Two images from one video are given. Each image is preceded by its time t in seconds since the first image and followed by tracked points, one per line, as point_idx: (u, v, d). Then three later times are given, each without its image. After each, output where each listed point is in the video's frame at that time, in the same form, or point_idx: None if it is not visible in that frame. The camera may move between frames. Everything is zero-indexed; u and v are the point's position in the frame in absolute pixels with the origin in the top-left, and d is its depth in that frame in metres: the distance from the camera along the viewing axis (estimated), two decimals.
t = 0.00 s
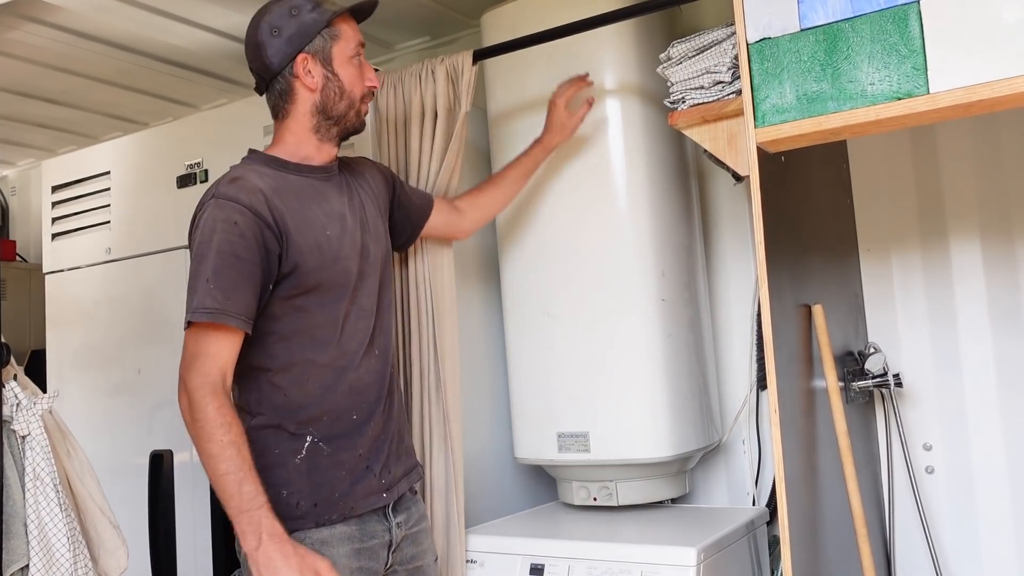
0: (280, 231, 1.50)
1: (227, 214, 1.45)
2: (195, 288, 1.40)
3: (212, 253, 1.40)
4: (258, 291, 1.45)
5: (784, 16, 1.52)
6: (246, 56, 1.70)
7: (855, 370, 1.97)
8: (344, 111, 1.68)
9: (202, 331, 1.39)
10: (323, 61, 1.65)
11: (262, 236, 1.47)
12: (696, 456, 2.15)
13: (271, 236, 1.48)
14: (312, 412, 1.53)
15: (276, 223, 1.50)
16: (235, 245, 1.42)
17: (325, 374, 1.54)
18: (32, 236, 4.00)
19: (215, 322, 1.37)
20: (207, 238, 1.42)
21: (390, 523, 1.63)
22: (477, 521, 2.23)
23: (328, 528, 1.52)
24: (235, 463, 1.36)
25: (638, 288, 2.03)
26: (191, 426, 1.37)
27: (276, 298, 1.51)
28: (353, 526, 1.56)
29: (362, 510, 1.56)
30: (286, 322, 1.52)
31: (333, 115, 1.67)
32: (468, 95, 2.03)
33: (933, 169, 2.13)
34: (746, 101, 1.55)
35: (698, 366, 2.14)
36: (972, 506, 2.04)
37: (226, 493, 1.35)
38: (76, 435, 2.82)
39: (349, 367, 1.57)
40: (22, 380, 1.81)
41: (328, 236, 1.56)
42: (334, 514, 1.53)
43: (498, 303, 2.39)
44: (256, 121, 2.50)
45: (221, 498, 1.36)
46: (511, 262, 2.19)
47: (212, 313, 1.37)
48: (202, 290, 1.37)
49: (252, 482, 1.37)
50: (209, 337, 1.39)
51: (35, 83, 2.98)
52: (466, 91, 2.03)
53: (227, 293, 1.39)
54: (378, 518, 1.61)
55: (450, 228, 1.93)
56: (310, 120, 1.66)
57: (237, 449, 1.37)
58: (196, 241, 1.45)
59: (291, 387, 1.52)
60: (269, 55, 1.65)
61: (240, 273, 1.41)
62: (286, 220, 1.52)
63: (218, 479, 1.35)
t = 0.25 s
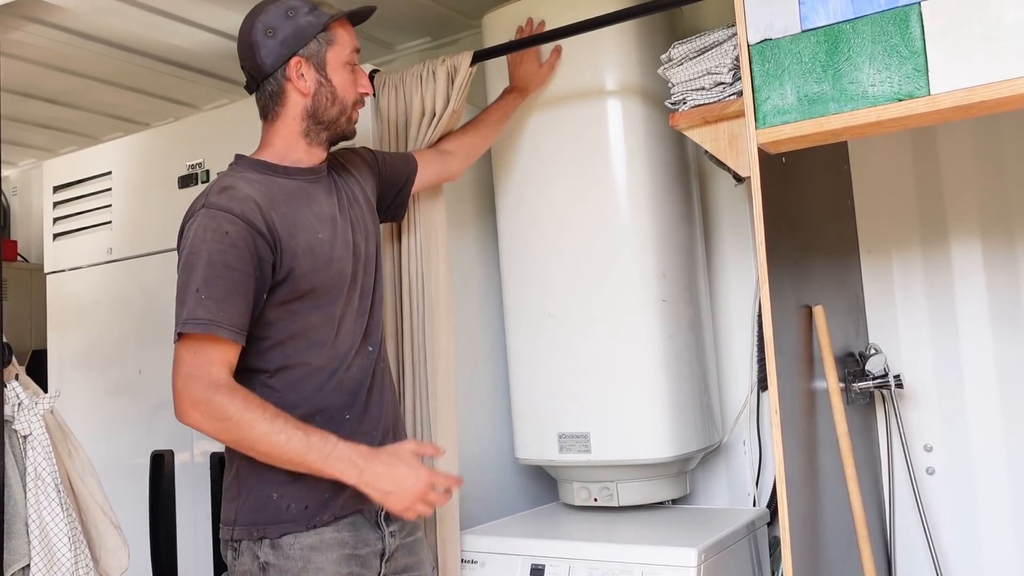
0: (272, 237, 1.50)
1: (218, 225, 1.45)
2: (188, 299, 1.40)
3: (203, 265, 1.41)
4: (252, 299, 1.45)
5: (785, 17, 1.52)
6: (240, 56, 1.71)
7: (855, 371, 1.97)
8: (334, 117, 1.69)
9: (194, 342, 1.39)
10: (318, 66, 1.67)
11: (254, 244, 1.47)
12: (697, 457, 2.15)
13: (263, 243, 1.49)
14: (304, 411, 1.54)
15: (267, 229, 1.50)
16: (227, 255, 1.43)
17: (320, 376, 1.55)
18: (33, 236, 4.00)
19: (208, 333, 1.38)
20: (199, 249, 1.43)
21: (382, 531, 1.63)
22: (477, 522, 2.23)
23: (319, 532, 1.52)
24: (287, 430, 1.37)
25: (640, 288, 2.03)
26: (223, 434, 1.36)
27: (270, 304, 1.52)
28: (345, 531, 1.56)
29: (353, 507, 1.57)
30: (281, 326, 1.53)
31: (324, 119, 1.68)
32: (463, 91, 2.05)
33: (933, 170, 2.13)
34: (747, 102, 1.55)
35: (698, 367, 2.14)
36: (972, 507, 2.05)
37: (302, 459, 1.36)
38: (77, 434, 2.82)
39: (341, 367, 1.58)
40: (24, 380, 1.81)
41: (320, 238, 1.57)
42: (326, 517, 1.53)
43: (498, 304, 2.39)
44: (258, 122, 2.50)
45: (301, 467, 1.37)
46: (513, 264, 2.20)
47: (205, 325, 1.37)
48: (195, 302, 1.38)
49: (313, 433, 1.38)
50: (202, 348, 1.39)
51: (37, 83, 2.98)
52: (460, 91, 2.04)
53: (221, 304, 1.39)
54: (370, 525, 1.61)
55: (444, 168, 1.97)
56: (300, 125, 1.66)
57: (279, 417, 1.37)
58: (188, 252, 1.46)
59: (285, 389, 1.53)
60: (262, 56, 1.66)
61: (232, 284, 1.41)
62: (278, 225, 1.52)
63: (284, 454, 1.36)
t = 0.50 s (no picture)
0: (282, 243, 1.52)
1: (231, 231, 1.46)
2: (204, 303, 1.42)
3: (220, 270, 1.43)
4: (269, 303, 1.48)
5: (786, 18, 1.52)
6: (265, 61, 1.70)
7: (857, 372, 1.97)
8: (344, 139, 1.67)
9: (219, 344, 1.42)
10: (337, 86, 1.65)
11: (266, 251, 1.49)
12: (699, 457, 2.15)
13: (275, 249, 1.51)
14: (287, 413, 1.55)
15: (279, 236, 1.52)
16: (242, 261, 1.45)
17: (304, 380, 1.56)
18: (35, 236, 4.01)
19: (229, 338, 1.41)
20: (213, 255, 1.44)
21: (364, 535, 1.61)
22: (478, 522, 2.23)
23: (293, 534, 1.51)
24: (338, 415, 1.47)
25: (641, 288, 2.04)
26: (273, 429, 1.43)
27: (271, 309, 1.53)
28: (323, 534, 1.55)
29: (330, 511, 1.56)
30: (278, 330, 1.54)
31: (335, 139, 1.66)
32: (463, 91, 2.04)
33: (935, 171, 2.13)
34: (749, 102, 1.55)
35: (700, 367, 2.14)
36: (974, 508, 2.04)
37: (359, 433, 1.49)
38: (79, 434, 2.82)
39: (330, 371, 1.60)
40: (25, 379, 1.81)
41: (325, 247, 1.58)
42: (301, 518, 1.53)
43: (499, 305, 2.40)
44: (259, 122, 2.50)
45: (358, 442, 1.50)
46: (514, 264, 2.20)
47: (226, 329, 1.40)
48: (217, 308, 1.40)
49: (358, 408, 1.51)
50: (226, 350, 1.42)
51: (39, 83, 2.98)
52: (461, 92, 2.04)
53: (240, 311, 1.42)
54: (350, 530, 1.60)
55: (450, 170, 1.99)
56: (312, 141, 1.65)
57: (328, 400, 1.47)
58: (199, 256, 1.47)
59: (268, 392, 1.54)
60: (286, 67, 1.65)
61: (248, 289, 1.44)
62: (287, 232, 1.54)
63: (341, 433, 1.47)
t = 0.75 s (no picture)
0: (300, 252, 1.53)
1: (257, 238, 1.47)
2: (232, 310, 1.42)
3: (246, 276, 1.43)
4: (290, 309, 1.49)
5: (787, 18, 1.52)
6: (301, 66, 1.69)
7: (858, 373, 1.97)
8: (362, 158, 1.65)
9: (246, 349, 1.42)
10: (366, 106, 1.64)
11: (287, 259, 1.50)
12: (699, 458, 2.14)
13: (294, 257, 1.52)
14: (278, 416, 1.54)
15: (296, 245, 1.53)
16: (267, 268, 1.46)
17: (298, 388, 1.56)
18: (36, 236, 4.01)
19: (258, 344, 1.41)
20: (240, 261, 1.44)
21: (346, 542, 1.62)
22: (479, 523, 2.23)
23: (277, 535, 1.52)
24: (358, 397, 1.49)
25: (642, 291, 2.03)
26: (307, 424, 1.44)
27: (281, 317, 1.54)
28: (307, 536, 1.55)
29: (315, 514, 1.56)
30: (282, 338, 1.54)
31: (354, 157, 1.64)
32: (463, 94, 2.04)
33: (936, 172, 2.13)
34: (750, 103, 1.55)
35: (701, 368, 2.13)
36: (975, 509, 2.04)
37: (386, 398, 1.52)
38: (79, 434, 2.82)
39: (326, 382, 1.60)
40: (26, 380, 1.81)
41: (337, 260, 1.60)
42: (287, 519, 1.53)
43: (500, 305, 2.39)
44: (260, 123, 2.51)
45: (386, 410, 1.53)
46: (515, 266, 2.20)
47: (256, 336, 1.41)
48: (247, 314, 1.41)
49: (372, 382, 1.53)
50: (254, 356, 1.42)
51: (40, 84, 2.99)
52: (461, 94, 2.03)
53: (269, 317, 1.43)
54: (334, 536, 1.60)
55: (452, 180, 2.00)
56: (331, 157, 1.64)
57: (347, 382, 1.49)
58: (221, 262, 1.46)
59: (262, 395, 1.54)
60: (319, 78, 1.64)
61: (275, 296, 1.45)
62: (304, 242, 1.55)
63: (370, 406, 1.50)
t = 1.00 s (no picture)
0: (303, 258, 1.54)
1: (264, 245, 1.48)
2: (241, 318, 1.42)
3: (253, 283, 1.44)
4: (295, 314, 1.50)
5: (788, 18, 1.52)
6: (305, 73, 1.69)
7: (858, 373, 1.96)
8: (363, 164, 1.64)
9: (253, 356, 1.42)
10: (367, 113, 1.63)
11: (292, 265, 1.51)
12: (700, 458, 2.14)
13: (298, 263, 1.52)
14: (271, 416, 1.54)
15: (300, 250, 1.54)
16: (274, 274, 1.46)
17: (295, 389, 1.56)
18: (36, 236, 4.01)
19: (268, 351, 1.42)
20: (247, 268, 1.45)
21: (342, 545, 1.61)
22: (479, 524, 2.22)
23: (270, 534, 1.51)
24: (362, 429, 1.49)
25: (643, 291, 2.03)
26: (311, 439, 1.44)
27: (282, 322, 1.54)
28: (301, 536, 1.54)
29: (309, 515, 1.55)
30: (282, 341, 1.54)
31: (355, 161, 1.64)
32: (463, 95, 2.04)
33: (937, 172, 2.13)
34: (750, 103, 1.54)
35: (701, 368, 2.13)
36: (975, 509, 2.04)
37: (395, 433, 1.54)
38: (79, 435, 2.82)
39: (324, 383, 1.59)
40: (27, 380, 1.80)
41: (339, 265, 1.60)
42: (280, 518, 1.52)
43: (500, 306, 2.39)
44: (260, 123, 2.50)
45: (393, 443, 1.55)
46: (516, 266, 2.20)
47: (267, 342, 1.41)
48: (257, 321, 1.41)
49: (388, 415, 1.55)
50: (260, 362, 1.42)
51: (41, 84, 2.98)
52: (461, 95, 2.03)
53: (278, 323, 1.43)
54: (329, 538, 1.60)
55: (453, 184, 2.01)
56: (333, 162, 1.64)
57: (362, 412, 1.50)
58: (227, 269, 1.46)
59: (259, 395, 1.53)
60: (321, 82, 1.64)
61: (282, 302, 1.45)
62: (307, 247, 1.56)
63: (377, 437, 1.51)
